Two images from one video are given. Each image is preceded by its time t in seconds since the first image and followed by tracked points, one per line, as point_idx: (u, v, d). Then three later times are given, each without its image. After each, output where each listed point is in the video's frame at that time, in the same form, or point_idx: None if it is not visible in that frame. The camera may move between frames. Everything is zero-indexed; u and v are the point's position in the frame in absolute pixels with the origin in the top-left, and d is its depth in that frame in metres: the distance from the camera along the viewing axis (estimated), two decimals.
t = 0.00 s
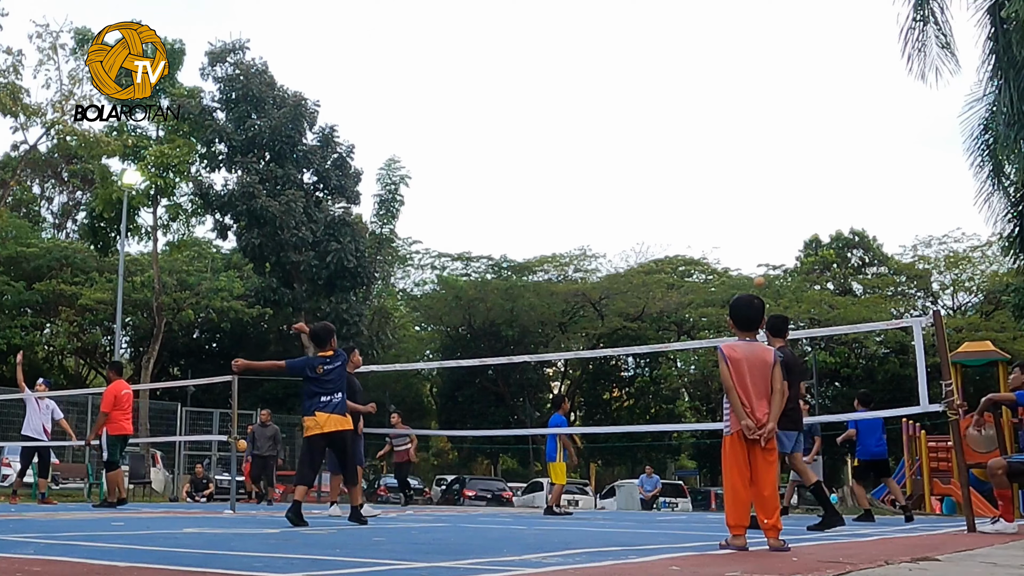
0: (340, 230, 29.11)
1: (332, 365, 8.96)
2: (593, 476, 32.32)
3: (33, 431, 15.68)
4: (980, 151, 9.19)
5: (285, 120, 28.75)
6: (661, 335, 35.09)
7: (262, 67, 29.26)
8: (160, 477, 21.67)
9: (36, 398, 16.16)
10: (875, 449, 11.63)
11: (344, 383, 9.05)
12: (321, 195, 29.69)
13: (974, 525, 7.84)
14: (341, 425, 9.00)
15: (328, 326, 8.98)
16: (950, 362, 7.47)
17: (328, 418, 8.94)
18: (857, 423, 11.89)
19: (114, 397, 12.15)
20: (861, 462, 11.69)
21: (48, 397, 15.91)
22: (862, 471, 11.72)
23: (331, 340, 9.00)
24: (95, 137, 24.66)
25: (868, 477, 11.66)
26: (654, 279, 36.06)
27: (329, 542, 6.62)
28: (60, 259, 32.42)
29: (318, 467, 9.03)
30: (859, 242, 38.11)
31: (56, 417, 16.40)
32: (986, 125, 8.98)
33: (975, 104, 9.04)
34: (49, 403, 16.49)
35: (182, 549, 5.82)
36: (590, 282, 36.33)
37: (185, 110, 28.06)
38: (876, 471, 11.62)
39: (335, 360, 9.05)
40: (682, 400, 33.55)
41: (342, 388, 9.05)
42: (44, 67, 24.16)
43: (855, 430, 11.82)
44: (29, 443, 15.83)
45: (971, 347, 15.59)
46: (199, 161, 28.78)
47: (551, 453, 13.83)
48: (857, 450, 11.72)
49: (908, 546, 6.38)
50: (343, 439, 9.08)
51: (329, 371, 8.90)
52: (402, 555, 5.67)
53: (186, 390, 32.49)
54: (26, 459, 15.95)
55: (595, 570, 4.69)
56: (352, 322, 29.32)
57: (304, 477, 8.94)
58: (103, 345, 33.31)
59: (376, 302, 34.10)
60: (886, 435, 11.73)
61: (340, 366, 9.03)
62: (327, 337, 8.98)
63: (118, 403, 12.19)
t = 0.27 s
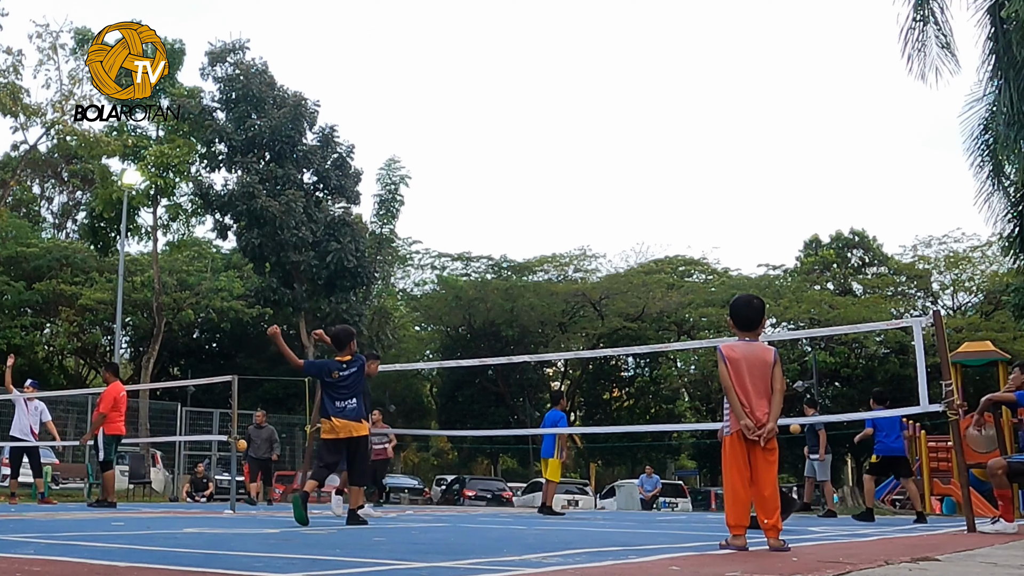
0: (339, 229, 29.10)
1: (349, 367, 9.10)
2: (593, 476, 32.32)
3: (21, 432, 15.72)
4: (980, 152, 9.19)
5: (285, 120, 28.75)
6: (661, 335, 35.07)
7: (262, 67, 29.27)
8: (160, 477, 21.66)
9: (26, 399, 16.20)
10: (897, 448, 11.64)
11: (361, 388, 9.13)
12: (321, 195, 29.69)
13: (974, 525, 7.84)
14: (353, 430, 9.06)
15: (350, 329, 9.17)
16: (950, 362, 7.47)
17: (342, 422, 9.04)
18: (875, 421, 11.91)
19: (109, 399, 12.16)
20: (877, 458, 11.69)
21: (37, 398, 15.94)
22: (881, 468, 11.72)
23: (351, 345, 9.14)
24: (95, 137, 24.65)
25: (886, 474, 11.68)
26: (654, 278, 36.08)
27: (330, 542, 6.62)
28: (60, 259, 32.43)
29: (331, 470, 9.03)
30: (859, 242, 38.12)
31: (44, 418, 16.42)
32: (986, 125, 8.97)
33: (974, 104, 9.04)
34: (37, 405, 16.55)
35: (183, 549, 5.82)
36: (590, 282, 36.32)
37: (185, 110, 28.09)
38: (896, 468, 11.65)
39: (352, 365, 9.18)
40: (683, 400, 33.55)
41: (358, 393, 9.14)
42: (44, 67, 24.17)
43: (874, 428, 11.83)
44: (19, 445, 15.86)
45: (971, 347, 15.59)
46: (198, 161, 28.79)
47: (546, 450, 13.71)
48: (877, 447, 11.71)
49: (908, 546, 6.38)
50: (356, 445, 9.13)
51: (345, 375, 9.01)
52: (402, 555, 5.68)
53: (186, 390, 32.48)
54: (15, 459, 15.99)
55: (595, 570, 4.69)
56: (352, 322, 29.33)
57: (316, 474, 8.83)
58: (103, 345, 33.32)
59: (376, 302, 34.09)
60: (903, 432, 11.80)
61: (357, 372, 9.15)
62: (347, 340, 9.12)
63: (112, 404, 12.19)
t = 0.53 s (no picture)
0: (340, 229, 29.10)
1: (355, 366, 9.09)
2: (593, 476, 32.31)
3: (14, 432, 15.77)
4: (980, 152, 9.18)
5: (285, 121, 28.74)
6: (661, 334, 35.04)
7: (262, 67, 29.27)
8: (160, 477, 21.65)
9: (19, 398, 16.25)
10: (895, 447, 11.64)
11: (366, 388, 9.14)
12: (321, 195, 29.69)
13: (974, 525, 7.84)
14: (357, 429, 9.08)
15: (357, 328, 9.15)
16: (950, 362, 7.47)
17: (344, 420, 9.08)
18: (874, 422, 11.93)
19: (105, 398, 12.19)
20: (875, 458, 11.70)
21: (31, 398, 16.02)
22: (880, 468, 11.71)
23: (356, 344, 9.16)
24: (95, 137, 24.64)
25: (885, 474, 11.66)
26: (654, 278, 36.08)
27: (330, 542, 6.61)
28: (60, 259, 32.43)
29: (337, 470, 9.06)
30: (859, 242, 38.12)
31: (38, 417, 16.43)
32: (986, 125, 8.97)
33: (974, 104, 9.03)
34: (31, 405, 16.59)
35: (183, 549, 5.82)
36: (590, 282, 36.31)
37: (185, 110, 28.11)
38: (894, 468, 11.61)
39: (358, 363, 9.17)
40: (683, 400, 33.54)
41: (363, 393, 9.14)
42: (44, 67, 24.17)
43: (873, 428, 11.86)
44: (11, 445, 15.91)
45: (971, 347, 15.59)
46: (198, 161, 28.78)
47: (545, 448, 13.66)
48: (875, 446, 11.72)
49: (908, 546, 6.38)
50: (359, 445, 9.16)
51: (350, 374, 9.00)
52: (403, 555, 5.68)
53: (186, 390, 32.47)
54: (9, 459, 16.03)
55: (595, 570, 4.69)
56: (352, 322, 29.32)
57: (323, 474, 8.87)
58: (103, 345, 33.32)
59: (376, 301, 34.08)
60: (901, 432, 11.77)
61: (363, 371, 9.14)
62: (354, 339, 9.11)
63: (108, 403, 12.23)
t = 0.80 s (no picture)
0: (340, 229, 29.09)
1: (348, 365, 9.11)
2: (593, 476, 32.30)
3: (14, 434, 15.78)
4: (980, 152, 9.17)
5: (285, 121, 28.75)
6: (661, 334, 35.02)
7: (262, 67, 29.29)
8: (159, 477, 21.65)
9: (19, 399, 16.23)
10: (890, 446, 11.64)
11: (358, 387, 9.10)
12: (321, 195, 29.69)
13: (974, 525, 7.84)
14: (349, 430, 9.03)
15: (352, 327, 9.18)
16: (950, 363, 7.47)
17: (337, 420, 9.03)
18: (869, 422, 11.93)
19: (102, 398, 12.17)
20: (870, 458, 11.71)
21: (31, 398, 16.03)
22: (875, 467, 11.73)
23: (351, 343, 9.15)
24: (95, 137, 24.64)
25: (881, 474, 11.67)
26: (654, 278, 36.08)
27: (331, 542, 6.62)
28: (60, 259, 32.42)
29: (331, 470, 9.09)
30: (859, 242, 38.12)
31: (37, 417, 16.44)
32: (986, 126, 8.96)
33: (974, 104, 9.03)
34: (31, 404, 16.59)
35: (183, 549, 5.82)
36: (590, 282, 36.31)
37: (185, 110, 28.15)
38: (889, 468, 11.61)
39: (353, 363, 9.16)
40: (683, 401, 33.54)
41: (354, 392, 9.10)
42: (44, 67, 24.17)
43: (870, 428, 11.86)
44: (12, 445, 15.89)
45: (971, 347, 15.59)
46: (198, 161, 28.76)
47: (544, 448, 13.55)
48: (869, 446, 11.74)
49: (908, 546, 6.38)
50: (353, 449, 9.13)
51: (342, 373, 9.04)
52: (403, 554, 5.68)
53: (186, 390, 32.47)
54: (10, 460, 16.06)
55: (595, 570, 4.69)
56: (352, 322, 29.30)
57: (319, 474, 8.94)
58: (103, 345, 33.33)
59: (376, 301, 34.07)
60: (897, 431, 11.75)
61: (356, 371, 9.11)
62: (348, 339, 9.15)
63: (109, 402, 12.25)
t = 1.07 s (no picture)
0: (339, 229, 29.08)
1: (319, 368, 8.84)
2: (593, 476, 32.31)
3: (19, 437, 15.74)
4: (980, 152, 9.17)
5: (285, 120, 28.75)
6: (661, 335, 35.01)
7: (262, 67, 29.30)
8: (159, 477, 21.65)
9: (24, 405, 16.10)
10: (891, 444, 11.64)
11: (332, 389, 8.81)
12: (321, 195, 29.68)
13: (974, 525, 7.83)
14: (325, 433, 8.77)
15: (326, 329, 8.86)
16: (950, 362, 7.46)
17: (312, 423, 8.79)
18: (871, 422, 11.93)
19: (109, 397, 12.21)
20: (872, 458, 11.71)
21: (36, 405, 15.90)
22: (877, 467, 11.73)
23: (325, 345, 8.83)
24: (95, 137, 24.64)
25: (883, 474, 11.67)
26: (654, 278, 36.09)
27: (331, 542, 6.61)
28: (60, 259, 32.41)
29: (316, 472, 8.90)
30: (859, 242, 38.12)
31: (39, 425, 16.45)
32: (986, 126, 8.95)
33: (974, 104, 9.02)
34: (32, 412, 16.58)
35: (182, 549, 5.82)
36: (590, 282, 36.31)
37: (185, 110, 28.16)
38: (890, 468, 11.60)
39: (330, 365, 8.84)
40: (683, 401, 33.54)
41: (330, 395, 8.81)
42: (44, 67, 24.16)
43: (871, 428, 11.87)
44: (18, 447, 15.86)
45: (971, 347, 15.59)
46: (198, 161, 28.76)
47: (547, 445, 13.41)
48: (871, 447, 11.74)
49: (908, 546, 6.38)
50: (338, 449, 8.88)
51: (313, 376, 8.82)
52: (402, 554, 5.68)
53: (186, 390, 32.47)
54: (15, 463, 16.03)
55: (595, 570, 4.69)
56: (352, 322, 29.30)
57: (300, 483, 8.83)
58: (103, 345, 33.32)
59: (376, 302, 34.09)
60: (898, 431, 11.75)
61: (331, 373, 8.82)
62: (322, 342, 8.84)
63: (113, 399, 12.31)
